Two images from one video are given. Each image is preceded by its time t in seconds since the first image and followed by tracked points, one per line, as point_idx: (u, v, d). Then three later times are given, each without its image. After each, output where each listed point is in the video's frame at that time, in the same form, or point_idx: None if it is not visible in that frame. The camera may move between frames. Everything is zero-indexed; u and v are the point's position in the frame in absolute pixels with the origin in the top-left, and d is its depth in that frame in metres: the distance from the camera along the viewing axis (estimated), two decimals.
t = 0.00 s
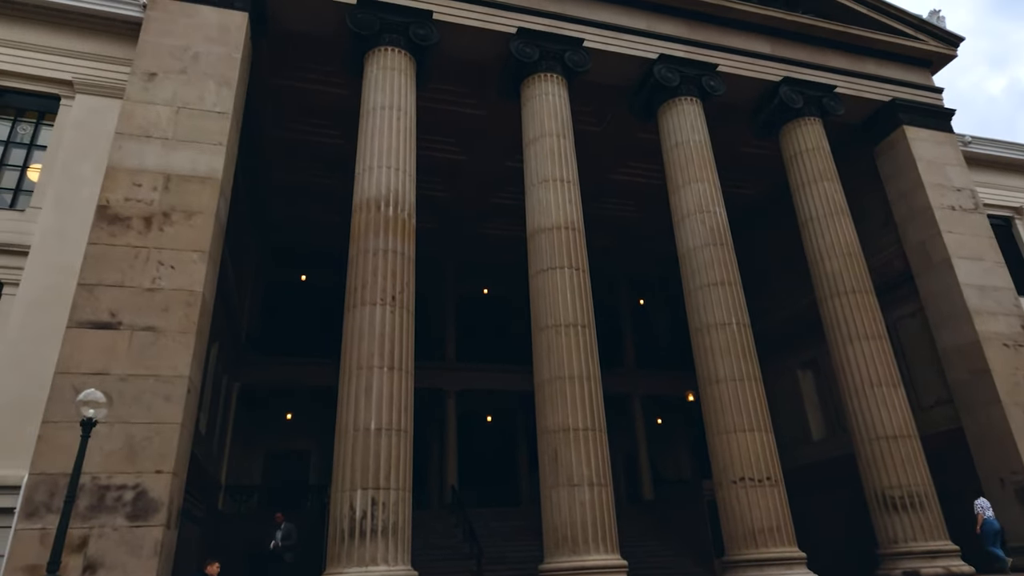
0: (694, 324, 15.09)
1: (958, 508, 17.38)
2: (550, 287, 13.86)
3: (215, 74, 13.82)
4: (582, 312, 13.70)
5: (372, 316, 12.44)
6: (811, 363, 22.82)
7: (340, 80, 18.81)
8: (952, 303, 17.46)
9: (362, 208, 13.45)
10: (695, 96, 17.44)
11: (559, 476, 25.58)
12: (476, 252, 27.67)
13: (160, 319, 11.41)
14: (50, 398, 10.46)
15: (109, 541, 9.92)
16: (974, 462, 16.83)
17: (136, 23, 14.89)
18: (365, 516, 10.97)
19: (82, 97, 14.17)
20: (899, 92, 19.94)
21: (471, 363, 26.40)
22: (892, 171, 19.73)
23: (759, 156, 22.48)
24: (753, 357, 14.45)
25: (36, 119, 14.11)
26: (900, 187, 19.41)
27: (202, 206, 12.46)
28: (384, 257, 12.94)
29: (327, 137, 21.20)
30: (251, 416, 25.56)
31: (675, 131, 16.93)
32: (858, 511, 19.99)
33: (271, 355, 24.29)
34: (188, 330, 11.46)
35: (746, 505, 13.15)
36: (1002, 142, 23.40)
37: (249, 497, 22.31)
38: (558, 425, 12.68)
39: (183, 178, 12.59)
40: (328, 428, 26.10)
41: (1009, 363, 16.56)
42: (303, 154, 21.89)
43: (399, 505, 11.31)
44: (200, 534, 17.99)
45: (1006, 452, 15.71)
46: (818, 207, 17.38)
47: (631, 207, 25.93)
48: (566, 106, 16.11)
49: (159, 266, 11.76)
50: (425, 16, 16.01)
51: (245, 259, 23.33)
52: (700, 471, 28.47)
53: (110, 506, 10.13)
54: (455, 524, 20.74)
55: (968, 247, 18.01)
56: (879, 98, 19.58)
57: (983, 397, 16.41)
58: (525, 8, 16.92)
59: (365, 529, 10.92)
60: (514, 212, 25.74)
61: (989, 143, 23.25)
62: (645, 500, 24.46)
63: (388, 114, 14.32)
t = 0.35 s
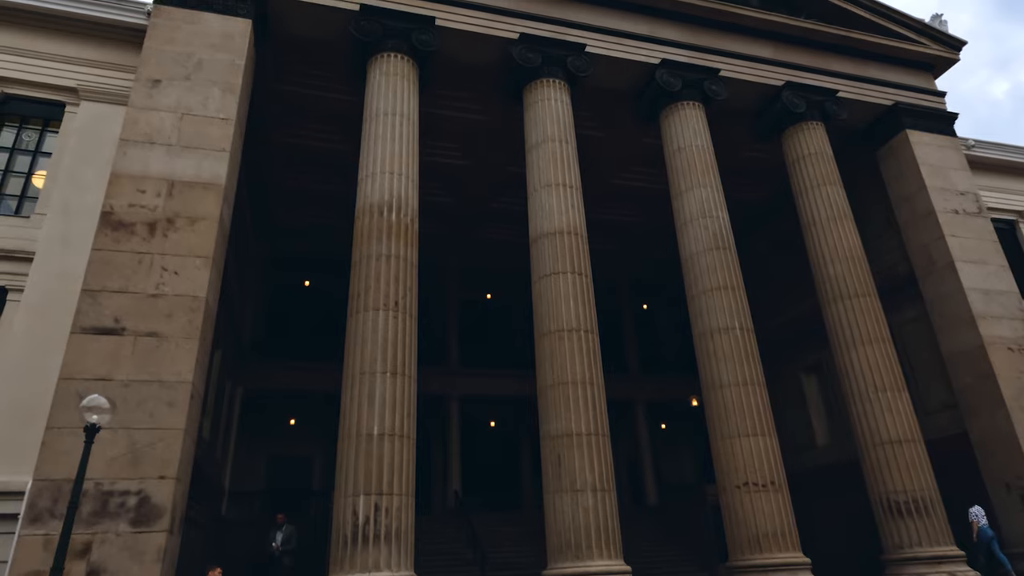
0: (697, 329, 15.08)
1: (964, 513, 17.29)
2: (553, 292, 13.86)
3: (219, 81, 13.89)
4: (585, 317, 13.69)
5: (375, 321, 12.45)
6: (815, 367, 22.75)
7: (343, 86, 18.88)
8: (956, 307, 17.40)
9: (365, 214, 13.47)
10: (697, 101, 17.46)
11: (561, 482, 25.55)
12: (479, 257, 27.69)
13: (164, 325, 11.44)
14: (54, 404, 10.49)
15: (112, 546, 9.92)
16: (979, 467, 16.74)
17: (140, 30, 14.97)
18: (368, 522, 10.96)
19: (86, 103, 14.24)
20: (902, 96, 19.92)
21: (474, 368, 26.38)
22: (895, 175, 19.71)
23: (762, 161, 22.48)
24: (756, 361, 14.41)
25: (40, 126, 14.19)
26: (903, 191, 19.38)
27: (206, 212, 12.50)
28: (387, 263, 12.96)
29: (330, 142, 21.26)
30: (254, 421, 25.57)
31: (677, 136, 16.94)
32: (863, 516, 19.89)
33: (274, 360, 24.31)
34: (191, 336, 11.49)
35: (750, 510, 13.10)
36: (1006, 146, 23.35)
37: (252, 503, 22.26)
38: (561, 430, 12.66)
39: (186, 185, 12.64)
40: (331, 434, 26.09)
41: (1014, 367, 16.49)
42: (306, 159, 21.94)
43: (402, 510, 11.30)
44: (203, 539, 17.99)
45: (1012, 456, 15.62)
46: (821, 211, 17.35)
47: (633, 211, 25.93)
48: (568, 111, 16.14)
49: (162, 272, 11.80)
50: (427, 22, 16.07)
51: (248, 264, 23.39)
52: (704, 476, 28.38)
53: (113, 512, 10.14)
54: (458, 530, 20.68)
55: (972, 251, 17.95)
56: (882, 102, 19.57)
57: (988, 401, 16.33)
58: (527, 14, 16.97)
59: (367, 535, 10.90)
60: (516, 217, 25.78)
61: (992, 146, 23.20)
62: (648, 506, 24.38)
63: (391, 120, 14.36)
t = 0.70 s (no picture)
0: (697, 331, 15.07)
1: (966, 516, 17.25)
2: (553, 294, 13.87)
3: (220, 84, 13.91)
4: (586, 319, 13.69)
5: (376, 323, 12.45)
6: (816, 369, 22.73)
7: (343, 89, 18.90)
8: (958, 308, 17.37)
9: (366, 216, 13.49)
10: (697, 102, 17.47)
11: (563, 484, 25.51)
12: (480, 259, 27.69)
13: (165, 327, 11.46)
14: (55, 407, 10.50)
15: (112, 549, 9.92)
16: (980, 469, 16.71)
17: (141, 33, 15.02)
18: (369, 524, 10.95)
19: (87, 106, 14.28)
20: (902, 97, 19.92)
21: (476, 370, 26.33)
22: (896, 176, 19.71)
23: (763, 163, 22.47)
24: (757, 363, 14.40)
25: (42, 129, 14.23)
26: (904, 192, 19.37)
27: (207, 214, 12.52)
28: (387, 265, 12.97)
29: (331, 144, 21.29)
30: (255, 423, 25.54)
31: (678, 138, 16.95)
32: (865, 518, 19.84)
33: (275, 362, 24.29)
34: (192, 339, 11.51)
35: (751, 512, 13.09)
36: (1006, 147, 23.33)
37: (253, 505, 22.25)
38: (562, 432, 12.65)
39: (187, 188, 12.66)
40: (332, 436, 26.06)
41: (1016, 368, 16.45)
42: (308, 161, 21.97)
43: (403, 512, 11.29)
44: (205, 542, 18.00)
45: (1014, 458, 15.59)
46: (821, 213, 17.35)
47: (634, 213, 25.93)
48: (569, 112, 16.15)
49: (164, 274, 11.82)
50: (428, 25, 16.10)
51: (249, 266, 23.41)
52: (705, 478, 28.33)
53: (114, 514, 10.15)
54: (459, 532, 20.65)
55: (973, 252, 17.94)
56: (882, 104, 19.57)
57: (990, 402, 16.29)
58: (528, 16, 17.00)
59: (368, 537, 10.89)
60: (517, 219, 25.79)
61: (993, 148, 23.18)
62: (650, 508, 24.32)
63: (391, 122, 14.37)
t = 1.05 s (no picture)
0: (695, 330, 15.07)
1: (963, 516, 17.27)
2: (551, 293, 13.87)
3: (218, 82, 13.90)
4: (583, 318, 13.70)
5: (374, 322, 12.45)
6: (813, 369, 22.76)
7: (341, 88, 18.90)
8: (955, 308, 17.39)
9: (363, 215, 13.49)
10: (696, 102, 17.49)
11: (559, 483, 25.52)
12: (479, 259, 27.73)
13: (162, 326, 11.45)
14: (52, 405, 10.49)
15: (109, 547, 9.91)
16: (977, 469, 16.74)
17: (139, 32, 15.01)
18: (366, 523, 10.95)
19: (85, 105, 14.27)
20: (900, 97, 19.95)
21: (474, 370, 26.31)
22: (894, 177, 19.73)
23: (761, 163, 22.48)
24: (755, 363, 14.41)
25: (40, 127, 14.21)
26: (902, 192, 19.39)
27: (204, 213, 12.51)
28: (385, 264, 12.96)
29: (329, 143, 21.26)
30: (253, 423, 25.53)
31: (676, 137, 16.96)
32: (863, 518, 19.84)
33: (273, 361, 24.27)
34: (190, 337, 11.49)
35: (748, 512, 13.09)
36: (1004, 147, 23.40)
37: (251, 505, 22.23)
38: (560, 431, 12.65)
39: (185, 186, 12.65)
40: (330, 435, 26.04)
41: (1013, 368, 16.48)
42: (307, 161, 21.95)
43: (400, 511, 11.28)
44: (202, 541, 17.98)
45: (1010, 458, 15.60)
46: (819, 213, 17.36)
47: (633, 214, 25.96)
48: (567, 112, 16.16)
49: (161, 273, 11.81)
50: (426, 24, 16.10)
51: (248, 265, 23.40)
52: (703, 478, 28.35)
53: (110, 512, 10.14)
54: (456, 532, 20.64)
55: (970, 253, 17.96)
56: (880, 104, 19.60)
57: (986, 402, 16.32)
58: (526, 15, 17.01)
59: (365, 536, 10.88)
60: (516, 219, 25.82)
61: (991, 148, 23.24)
62: (648, 508, 24.31)
63: (390, 121, 14.37)
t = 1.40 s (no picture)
0: (690, 328, 15.08)
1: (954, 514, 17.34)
2: (545, 291, 13.86)
3: (212, 78, 13.84)
4: (577, 316, 13.69)
5: (367, 318, 12.43)
6: (808, 367, 22.81)
7: (337, 85, 18.85)
8: (949, 308, 17.44)
9: (357, 212, 13.45)
10: (691, 101, 17.50)
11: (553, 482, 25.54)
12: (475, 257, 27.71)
13: (154, 322, 11.40)
14: (44, 400, 10.45)
15: (101, 543, 9.88)
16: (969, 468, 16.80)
17: (133, 26, 14.94)
18: (359, 520, 10.94)
19: (78, 99, 14.20)
20: (895, 97, 19.99)
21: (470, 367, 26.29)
22: (888, 176, 19.76)
23: (757, 161, 22.50)
24: (749, 361, 14.43)
25: (33, 122, 14.13)
26: (897, 192, 19.43)
27: (197, 209, 12.46)
28: (378, 261, 12.93)
29: (324, 139, 21.20)
30: (247, 420, 25.48)
31: (671, 135, 16.96)
32: (856, 517, 19.88)
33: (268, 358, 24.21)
34: (182, 333, 11.45)
35: (741, 510, 13.12)
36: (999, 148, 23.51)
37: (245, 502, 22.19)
38: (554, 429, 12.65)
39: (178, 182, 12.60)
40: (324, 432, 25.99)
41: (1005, 367, 16.54)
42: (302, 157, 21.89)
43: (393, 508, 11.27)
44: (195, 538, 17.95)
45: (1002, 457, 15.66)
46: (813, 212, 17.39)
47: (628, 212, 25.99)
48: (562, 110, 16.14)
49: (153, 269, 11.76)
50: (421, 20, 16.07)
51: (243, 262, 23.34)
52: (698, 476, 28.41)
53: (102, 508, 10.10)
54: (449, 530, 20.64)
55: (964, 252, 18.02)
56: (875, 103, 19.63)
57: (979, 401, 16.37)
58: (522, 12, 16.98)
59: (358, 533, 10.87)
60: (512, 217, 25.82)
61: (985, 149, 23.36)
62: (642, 506, 24.33)
63: (384, 117, 14.34)
